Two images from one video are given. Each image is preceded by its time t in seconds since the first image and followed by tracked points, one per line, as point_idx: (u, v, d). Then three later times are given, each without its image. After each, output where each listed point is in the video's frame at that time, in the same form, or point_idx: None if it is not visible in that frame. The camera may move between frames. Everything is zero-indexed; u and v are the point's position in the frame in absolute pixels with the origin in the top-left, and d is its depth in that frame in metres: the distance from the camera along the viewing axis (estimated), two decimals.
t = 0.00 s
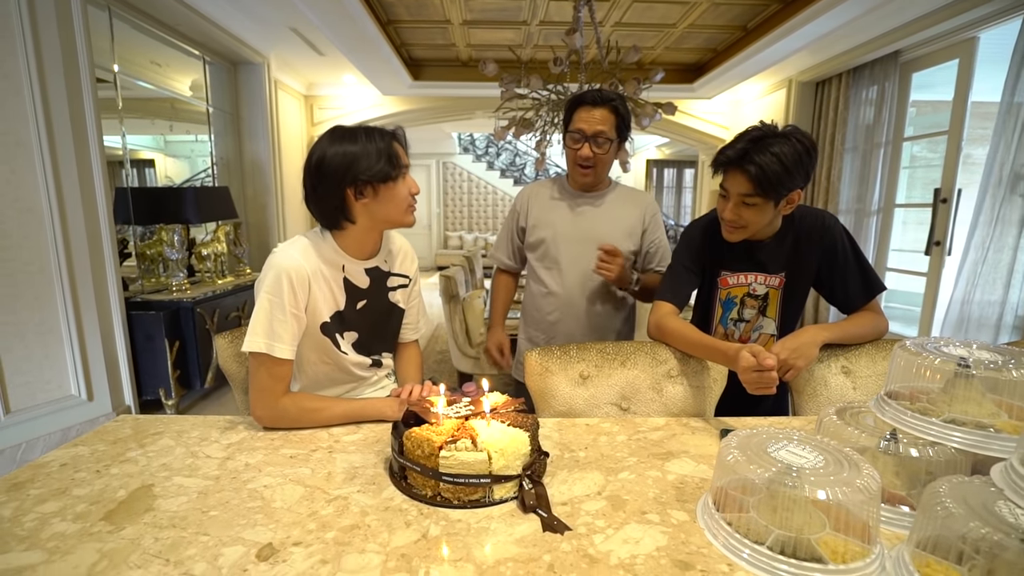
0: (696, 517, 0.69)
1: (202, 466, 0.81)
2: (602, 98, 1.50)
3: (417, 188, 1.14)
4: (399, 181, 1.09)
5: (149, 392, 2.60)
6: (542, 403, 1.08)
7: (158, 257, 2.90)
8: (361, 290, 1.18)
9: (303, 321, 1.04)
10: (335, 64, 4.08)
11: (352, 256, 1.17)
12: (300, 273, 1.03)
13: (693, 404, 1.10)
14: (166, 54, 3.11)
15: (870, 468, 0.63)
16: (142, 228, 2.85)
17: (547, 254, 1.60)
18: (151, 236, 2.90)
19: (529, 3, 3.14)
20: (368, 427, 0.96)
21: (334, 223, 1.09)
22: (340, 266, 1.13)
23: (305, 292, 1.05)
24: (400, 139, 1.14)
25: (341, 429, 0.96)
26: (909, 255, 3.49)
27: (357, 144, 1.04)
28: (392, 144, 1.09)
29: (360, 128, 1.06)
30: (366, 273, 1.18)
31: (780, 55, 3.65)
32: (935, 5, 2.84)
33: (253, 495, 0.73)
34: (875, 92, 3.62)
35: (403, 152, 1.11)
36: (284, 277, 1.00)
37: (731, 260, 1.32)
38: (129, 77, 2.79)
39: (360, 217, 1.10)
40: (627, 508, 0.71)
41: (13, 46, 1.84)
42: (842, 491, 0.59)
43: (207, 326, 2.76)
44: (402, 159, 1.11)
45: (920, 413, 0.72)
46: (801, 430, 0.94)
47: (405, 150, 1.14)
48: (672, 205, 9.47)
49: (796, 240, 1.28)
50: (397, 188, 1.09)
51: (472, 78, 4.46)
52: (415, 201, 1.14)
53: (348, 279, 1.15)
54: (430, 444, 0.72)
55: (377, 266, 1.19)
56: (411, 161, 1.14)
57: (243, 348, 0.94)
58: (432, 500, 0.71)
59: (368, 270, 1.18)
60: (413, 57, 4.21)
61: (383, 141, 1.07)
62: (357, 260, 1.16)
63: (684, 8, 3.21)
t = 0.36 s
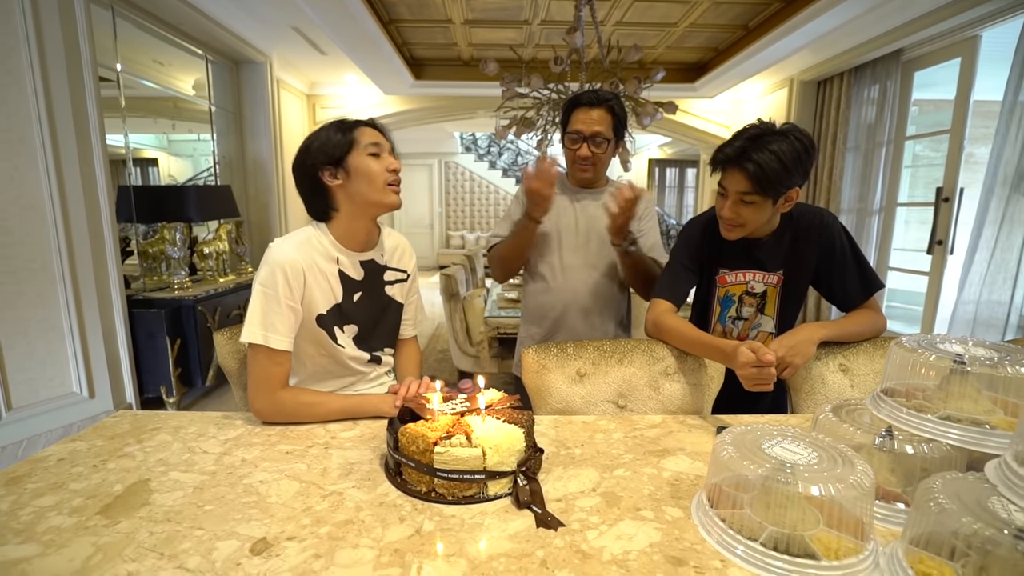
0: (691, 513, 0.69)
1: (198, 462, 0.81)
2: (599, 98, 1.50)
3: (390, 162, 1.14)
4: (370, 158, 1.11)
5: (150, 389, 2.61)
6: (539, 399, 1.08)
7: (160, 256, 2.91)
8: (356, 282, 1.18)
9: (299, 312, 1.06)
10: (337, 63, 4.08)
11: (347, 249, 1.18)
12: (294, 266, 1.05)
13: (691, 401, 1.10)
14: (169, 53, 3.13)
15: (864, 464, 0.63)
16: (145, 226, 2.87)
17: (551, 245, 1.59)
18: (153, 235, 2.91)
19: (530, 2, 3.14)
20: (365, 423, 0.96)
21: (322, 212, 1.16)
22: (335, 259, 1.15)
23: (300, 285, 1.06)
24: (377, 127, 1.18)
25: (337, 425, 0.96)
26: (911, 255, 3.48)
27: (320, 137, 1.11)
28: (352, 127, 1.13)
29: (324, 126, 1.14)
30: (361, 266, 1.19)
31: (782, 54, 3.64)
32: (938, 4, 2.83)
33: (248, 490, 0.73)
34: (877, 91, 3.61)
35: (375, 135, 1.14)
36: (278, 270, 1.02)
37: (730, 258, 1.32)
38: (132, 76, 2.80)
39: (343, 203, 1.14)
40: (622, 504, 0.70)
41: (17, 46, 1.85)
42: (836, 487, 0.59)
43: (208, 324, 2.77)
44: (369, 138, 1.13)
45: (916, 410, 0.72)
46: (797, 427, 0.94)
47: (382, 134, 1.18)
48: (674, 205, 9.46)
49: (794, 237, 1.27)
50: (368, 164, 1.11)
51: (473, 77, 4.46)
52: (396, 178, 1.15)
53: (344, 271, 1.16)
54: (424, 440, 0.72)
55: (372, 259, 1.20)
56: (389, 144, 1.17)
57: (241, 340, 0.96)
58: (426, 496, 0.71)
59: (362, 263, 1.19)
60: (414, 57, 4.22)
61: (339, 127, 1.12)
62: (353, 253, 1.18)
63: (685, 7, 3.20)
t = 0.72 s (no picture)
0: (686, 513, 0.69)
1: (197, 459, 0.81)
2: (599, 100, 1.50)
3: (386, 183, 1.13)
4: (366, 177, 1.11)
5: (153, 389, 2.62)
6: (537, 400, 1.08)
7: (164, 257, 2.94)
8: (358, 283, 1.20)
9: (299, 311, 1.07)
10: (341, 65, 4.10)
11: (348, 250, 1.20)
12: (294, 265, 1.07)
13: (689, 402, 1.10)
14: (175, 55, 3.15)
15: (859, 465, 0.63)
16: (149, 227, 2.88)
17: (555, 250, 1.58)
18: (157, 236, 2.93)
19: (533, 4, 3.15)
20: (363, 422, 0.97)
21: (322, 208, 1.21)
22: (336, 260, 1.16)
23: (300, 284, 1.08)
24: (391, 138, 1.16)
25: (336, 424, 0.96)
26: (915, 258, 3.46)
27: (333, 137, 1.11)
28: (363, 137, 1.11)
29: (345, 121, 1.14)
30: (363, 267, 1.20)
31: (785, 56, 3.64)
32: (941, 6, 2.82)
33: (247, 487, 0.73)
34: (880, 93, 3.60)
35: (383, 150, 1.12)
36: (277, 269, 1.04)
37: (730, 259, 1.32)
38: (138, 78, 2.83)
39: (337, 209, 1.17)
40: (617, 504, 0.71)
41: (24, 48, 1.87)
42: (830, 488, 0.59)
43: (211, 324, 2.78)
44: (375, 152, 1.12)
45: (913, 411, 0.72)
46: (796, 429, 0.94)
47: (394, 148, 1.16)
48: (677, 207, 9.45)
49: (795, 238, 1.27)
50: (363, 184, 1.11)
51: (476, 79, 4.47)
52: (391, 201, 1.14)
53: (345, 272, 1.17)
54: (421, 439, 0.72)
55: (373, 260, 1.21)
56: (396, 160, 1.15)
57: (239, 336, 0.97)
58: (422, 494, 0.71)
59: (363, 263, 1.21)
60: (418, 59, 4.23)
61: (351, 132, 1.10)
62: (355, 254, 1.19)
63: (688, 9, 3.21)
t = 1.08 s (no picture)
0: (684, 517, 0.70)
1: (204, 458, 0.83)
2: (596, 107, 1.51)
3: (393, 206, 1.14)
4: (375, 198, 1.12)
5: (161, 389, 2.65)
6: (539, 403, 1.09)
7: (172, 258, 2.96)
8: (364, 288, 1.22)
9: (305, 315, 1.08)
10: (349, 69, 4.14)
11: (355, 256, 1.22)
12: (301, 270, 1.08)
13: (690, 408, 1.11)
14: (186, 60, 3.20)
15: (856, 471, 0.63)
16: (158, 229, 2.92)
17: (555, 256, 1.60)
18: (166, 238, 2.97)
19: (539, 10, 3.17)
20: (367, 424, 0.98)
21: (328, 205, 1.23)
22: (342, 265, 1.19)
23: (307, 289, 1.09)
24: (408, 159, 1.17)
25: (340, 425, 0.98)
26: (923, 264, 3.44)
27: (353, 148, 1.12)
28: (381, 156, 1.12)
29: (371, 131, 1.14)
30: (369, 273, 1.23)
31: (792, 61, 3.63)
32: (948, 12, 2.82)
33: (252, 486, 0.75)
34: (887, 99, 3.59)
35: (398, 173, 1.14)
36: (285, 273, 1.05)
37: (735, 270, 1.32)
38: (150, 82, 2.88)
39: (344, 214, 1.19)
40: (616, 507, 0.71)
41: (39, 53, 1.91)
42: (828, 493, 0.60)
43: (218, 325, 2.81)
44: (389, 173, 1.13)
45: (912, 418, 0.72)
46: (796, 435, 0.94)
47: (409, 170, 1.16)
48: (683, 212, 9.44)
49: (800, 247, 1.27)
50: (370, 204, 1.13)
51: (483, 84, 4.50)
52: (394, 223, 1.16)
53: (351, 278, 1.20)
54: (423, 440, 0.73)
55: (379, 266, 1.23)
56: (408, 182, 1.16)
57: (244, 337, 0.98)
58: (424, 495, 0.73)
59: (370, 270, 1.23)
60: (425, 64, 4.27)
61: (371, 150, 1.11)
62: (361, 260, 1.21)
63: (694, 15, 3.22)
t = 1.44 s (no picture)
0: (684, 520, 0.70)
1: (213, 456, 0.85)
2: (603, 112, 1.52)
3: (400, 216, 1.16)
4: (383, 206, 1.14)
5: (170, 389, 2.69)
6: (542, 406, 1.10)
7: (183, 259, 2.99)
8: (374, 292, 1.25)
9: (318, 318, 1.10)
10: (358, 73, 4.18)
11: (366, 260, 1.24)
12: (316, 274, 1.10)
13: (693, 413, 1.11)
14: (197, 64, 3.25)
15: (855, 476, 0.64)
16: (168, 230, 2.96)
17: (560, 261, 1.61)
18: (176, 239, 3.01)
19: (547, 16, 3.19)
20: (373, 424, 1.00)
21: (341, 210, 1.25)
22: (354, 271, 1.21)
23: (322, 292, 1.11)
24: (417, 168, 1.18)
25: (346, 425, 0.99)
26: (933, 271, 3.41)
27: (365, 157, 1.13)
28: (391, 166, 1.13)
29: (383, 140, 1.15)
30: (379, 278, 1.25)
31: (799, 67, 3.63)
32: (956, 18, 2.81)
33: (260, 484, 0.76)
34: (895, 105, 3.57)
35: (406, 182, 1.15)
36: (302, 276, 1.07)
37: (743, 277, 1.31)
38: (162, 86, 2.92)
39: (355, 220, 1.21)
40: (617, 509, 0.72)
41: (57, 57, 1.95)
42: (827, 497, 0.60)
43: (227, 326, 2.85)
44: (398, 183, 1.14)
45: (912, 424, 0.73)
46: (798, 440, 0.95)
47: (418, 179, 1.17)
48: (690, 217, 9.43)
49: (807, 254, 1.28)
50: (379, 213, 1.15)
51: (490, 88, 4.53)
52: (402, 231, 1.18)
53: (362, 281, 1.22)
54: (428, 441, 0.75)
55: (390, 270, 1.26)
56: (417, 192, 1.17)
57: (258, 338, 0.99)
58: (428, 495, 0.74)
59: (380, 273, 1.25)
60: (433, 68, 4.30)
61: (382, 160, 1.12)
62: (372, 263, 1.24)
63: (701, 21, 3.23)
